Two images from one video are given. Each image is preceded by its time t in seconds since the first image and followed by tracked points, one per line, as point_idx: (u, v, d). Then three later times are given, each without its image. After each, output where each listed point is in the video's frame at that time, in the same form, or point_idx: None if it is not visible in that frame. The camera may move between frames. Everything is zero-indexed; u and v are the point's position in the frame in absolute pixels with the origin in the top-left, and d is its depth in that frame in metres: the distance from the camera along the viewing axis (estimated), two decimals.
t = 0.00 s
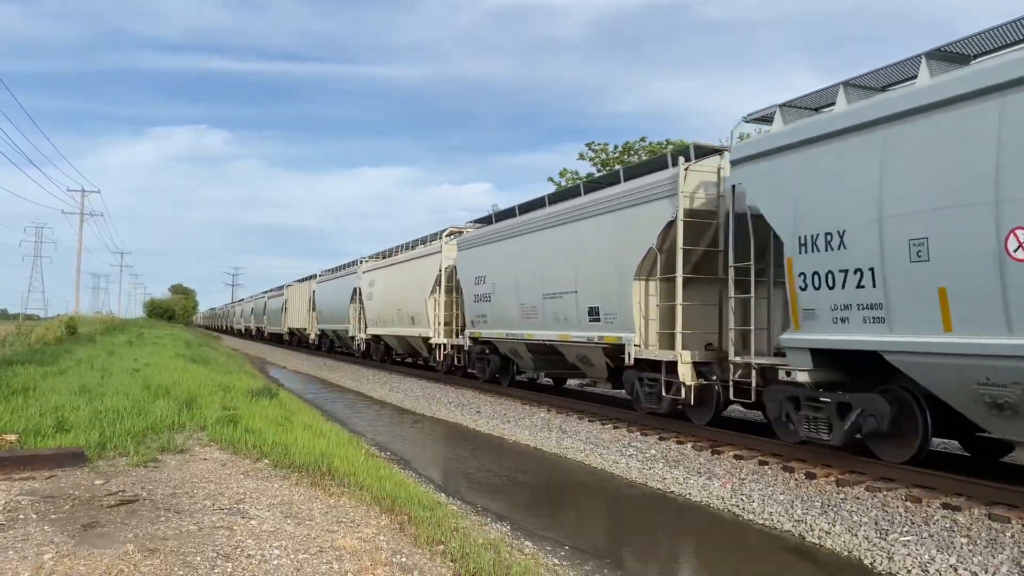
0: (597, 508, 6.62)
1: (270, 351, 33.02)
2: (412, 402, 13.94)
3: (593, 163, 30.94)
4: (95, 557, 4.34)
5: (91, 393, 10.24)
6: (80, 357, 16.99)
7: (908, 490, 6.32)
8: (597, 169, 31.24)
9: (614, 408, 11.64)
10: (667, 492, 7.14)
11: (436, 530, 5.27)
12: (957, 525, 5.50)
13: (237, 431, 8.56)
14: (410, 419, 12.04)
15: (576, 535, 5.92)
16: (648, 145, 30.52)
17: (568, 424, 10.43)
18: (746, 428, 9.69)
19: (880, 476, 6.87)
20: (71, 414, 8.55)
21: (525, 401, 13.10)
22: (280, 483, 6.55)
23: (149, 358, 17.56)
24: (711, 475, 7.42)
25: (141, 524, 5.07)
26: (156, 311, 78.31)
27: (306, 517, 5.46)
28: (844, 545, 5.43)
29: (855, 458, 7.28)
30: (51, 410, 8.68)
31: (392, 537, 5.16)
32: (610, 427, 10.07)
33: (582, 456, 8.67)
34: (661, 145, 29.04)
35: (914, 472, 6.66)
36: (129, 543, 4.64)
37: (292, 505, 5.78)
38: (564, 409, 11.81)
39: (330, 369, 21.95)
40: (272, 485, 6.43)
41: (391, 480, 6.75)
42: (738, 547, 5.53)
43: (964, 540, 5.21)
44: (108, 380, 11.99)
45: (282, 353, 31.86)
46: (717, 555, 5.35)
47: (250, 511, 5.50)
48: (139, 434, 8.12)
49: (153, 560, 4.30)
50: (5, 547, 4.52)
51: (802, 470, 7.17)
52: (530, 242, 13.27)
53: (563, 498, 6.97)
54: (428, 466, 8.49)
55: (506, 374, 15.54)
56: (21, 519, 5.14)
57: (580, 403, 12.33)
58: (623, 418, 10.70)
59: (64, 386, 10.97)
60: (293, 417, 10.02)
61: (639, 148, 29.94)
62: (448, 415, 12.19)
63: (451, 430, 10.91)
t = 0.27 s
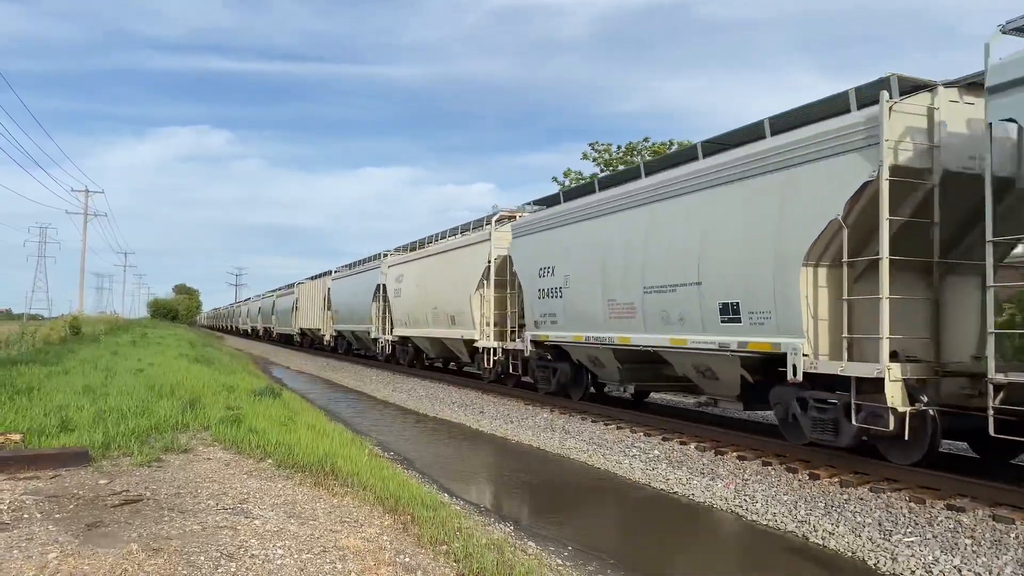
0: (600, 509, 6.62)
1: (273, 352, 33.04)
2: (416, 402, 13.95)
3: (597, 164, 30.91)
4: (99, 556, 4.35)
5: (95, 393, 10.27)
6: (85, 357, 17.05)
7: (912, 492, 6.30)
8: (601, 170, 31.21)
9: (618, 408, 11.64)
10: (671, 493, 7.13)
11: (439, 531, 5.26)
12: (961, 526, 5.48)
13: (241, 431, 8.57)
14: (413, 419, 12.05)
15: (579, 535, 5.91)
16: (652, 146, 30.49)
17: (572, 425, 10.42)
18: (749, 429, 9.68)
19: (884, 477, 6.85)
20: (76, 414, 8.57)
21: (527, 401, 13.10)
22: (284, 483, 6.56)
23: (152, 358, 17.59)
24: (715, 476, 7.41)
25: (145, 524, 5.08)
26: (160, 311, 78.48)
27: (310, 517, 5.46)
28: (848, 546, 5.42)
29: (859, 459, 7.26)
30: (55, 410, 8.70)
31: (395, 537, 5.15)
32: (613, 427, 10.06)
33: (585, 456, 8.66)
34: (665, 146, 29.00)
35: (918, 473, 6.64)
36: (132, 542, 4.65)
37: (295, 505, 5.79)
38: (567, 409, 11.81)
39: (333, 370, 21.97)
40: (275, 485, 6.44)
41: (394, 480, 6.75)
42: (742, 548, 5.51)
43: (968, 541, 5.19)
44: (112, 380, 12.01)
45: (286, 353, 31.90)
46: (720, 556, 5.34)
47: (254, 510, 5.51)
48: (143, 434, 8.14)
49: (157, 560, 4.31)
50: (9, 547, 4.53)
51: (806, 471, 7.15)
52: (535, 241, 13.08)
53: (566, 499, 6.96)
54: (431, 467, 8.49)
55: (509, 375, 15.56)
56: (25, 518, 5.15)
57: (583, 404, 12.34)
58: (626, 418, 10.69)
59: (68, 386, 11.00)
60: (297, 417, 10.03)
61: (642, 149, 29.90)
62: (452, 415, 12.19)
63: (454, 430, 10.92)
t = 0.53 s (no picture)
0: (603, 510, 6.62)
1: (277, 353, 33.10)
2: (419, 404, 13.97)
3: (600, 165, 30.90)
4: (104, 557, 4.37)
5: (100, 395, 10.30)
6: (89, 358, 17.10)
7: (915, 493, 6.29)
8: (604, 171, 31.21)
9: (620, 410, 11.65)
10: (674, 495, 7.13)
11: (443, 533, 5.26)
12: (964, 528, 5.47)
13: (244, 432, 8.60)
14: (416, 420, 12.06)
15: (583, 537, 5.91)
16: (655, 147, 30.51)
17: (575, 426, 10.43)
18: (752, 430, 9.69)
19: (888, 479, 6.84)
20: (80, 416, 8.60)
21: (531, 403, 13.12)
22: (288, 484, 6.58)
23: (157, 359, 17.65)
24: (719, 477, 7.41)
25: (149, 525, 5.10)
26: (164, 312, 78.68)
27: (313, 518, 5.48)
28: (851, 547, 5.41)
29: (863, 460, 7.26)
30: (60, 411, 8.74)
31: (398, 539, 5.16)
32: (616, 428, 10.07)
33: (589, 458, 8.67)
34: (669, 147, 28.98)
35: (923, 474, 6.63)
36: (137, 543, 4.67)
37: (299, 506, 5.81)
38: (570, 411, 11.83)
39: (336, 371, 22.00)
40: (280, 486, 6.46)
41: (398, 482, 6.76)
42: (745, 550, 5.51)
43: (971, 543, 5.18)
44: (117, 382, 12.05)
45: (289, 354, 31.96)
46: (723, 558, 5.34)
47: (258, 511, 5.52)
48: (147, 435, 8.17)
49: (161, 560, 4.32)
50: (15, 547, 4.56)
51: (810, 472, 7.15)
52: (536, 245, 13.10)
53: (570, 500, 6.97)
54: (435, 468, 8.50)
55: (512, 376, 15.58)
56: (30, 519, 5.17)
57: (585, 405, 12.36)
58: (630, 420, 10.69)
59: (73, 387, 11.04)
60: (301, 419, 10.05)
61: (646, 150, 29.88)
62: (455, 417, 12.21)
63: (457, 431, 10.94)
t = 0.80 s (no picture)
0: (607, 512, 6.61)
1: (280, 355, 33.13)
2: (421, 406, 13.97)
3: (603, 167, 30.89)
4: (108, 559, 4.37)
5: (103, 397, 10.32)
6: (92, 360, 17.10)
7: (919, 495, 6.28)
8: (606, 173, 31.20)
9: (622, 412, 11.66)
10: (677, 497, 7.12)
11: (446, 535, 5.26)
12: (968, 530, 5.45)
13: (247, 434, 8.60)
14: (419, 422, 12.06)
15: (586, 539, 5.90)
16: (657, 149, 30.52)
17: (578, 428, 10.42)
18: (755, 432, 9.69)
19: (891, 481, 6.82)
20: (84, 418, 8.61)
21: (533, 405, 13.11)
22: (291, 486, 6.58)
23: (160, 361, 17.66)
24: (722, 479, 7.40)
25: (152, 527, 5.11)
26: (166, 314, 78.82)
27: (316, 520, 5.48)
28: (855, 550, 5.40)
29: (866, 462, 7.25)
30: (64, 413, 8.75)
31: (401, 541, 5.16)
32: (619, 430, 10.06)
33: (592, 460, 8.66)
34: (671, 149, 28.97)
35: (926, 477, 6.61)
36: (140, 545, 4.67)
37: (302, 508, 5.81)
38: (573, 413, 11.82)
39: (338, 373, 21.99)
40: (283, 488, 6.46)
41: (400, 484, 6.76)
42: (749, 552, 5.50)
43: (976, 545, 5.17)
44: (119, 384, 12.07)
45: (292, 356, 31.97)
46: (727, 560, 5.33)
47: (261, 514, 5.53)
48: (150, 437, 8.18)
49: (165, 562, 4.33)
50: (19, 549, 4.57)
51: (812, 475, 7.14)
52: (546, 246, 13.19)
53: (573, 502, 6.96)
54: (438, 470, 8.50)
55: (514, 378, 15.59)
56: (34, 521, 5.18)
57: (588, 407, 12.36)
58: (632, 422, 10.69)
59: (76, 389, 11.06)
60: (303, 421, 10.05)
61: (648, 152, 29.88)
62: (458, 418, 12.21)
63: (460, 433, 10.94)
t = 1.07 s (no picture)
0: (609, 514, 6.61)
1: (282, 357, 33.18)
2: (424, 407, 13.98)
3: (604, 168, 30.92)
4: (112, 561, 4.39)
5: (106, 399, 10.35)
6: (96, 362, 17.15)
7: (922, 497, 6.27)
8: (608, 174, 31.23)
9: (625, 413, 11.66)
10: (679, 498, 7.12)
11: (448, 537, 5.26)
12: (971, 532, 5.44)
13: (250, 436, 8.62)
14: (421, 424, 12.07)
15: (588, 541, 5.90)
16: (659, 150, 30.56)
17: (580, 430, 10.42)
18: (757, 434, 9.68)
19: (893, 483, 6.81)
20: (87, 420, 8.64)
21: (535, 406, 13.12)
22: (294, 488, 6.59)
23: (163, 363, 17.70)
24: (724, 481, 7.40)
25: (156, 529, 5.12)
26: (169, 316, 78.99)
27: (319, 522, 5.49)
28: (857, 552, 5.40)
29: (868, 464, 7.24)
30: (68, 415, 8.78)
31: (404, 543, 5.17)
32: (621, 432, 10.06)
33: (594, 461, 8.66)
34: (673, 150, 28.99)
35: (928, 479, 6.60)
36: (144, 547, 4.69)
37: (304, 510, 5.82)
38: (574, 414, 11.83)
39: (341, 375, 22.02)
40: (285, 490, 6.48)
41: (403, 485, 6.77)
42: (752, 554, 5.50)
43: (978, 547, 5.16)
44: (123, 386, 12.11)
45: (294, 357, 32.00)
46: (729, 562, 5.32)
47: (264, 515, 5.54)
48: (153, 439, 8.20)
49: (169, 564, 4.34)
50: (23, 551, 4.58)
51: (815, 477, 7.14)
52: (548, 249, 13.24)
53: (575, 504, 6.96)
54: (440, 472, 8.51)
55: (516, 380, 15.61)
56: (38, 523, 5.20)
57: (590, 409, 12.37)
58: (634, 423, 10.69)
59: (80, 391, 11.10)
60: (306, 423, 10.07)
61: (650, 153, 29.91)
62: (459, 420, 12.22)
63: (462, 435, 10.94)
